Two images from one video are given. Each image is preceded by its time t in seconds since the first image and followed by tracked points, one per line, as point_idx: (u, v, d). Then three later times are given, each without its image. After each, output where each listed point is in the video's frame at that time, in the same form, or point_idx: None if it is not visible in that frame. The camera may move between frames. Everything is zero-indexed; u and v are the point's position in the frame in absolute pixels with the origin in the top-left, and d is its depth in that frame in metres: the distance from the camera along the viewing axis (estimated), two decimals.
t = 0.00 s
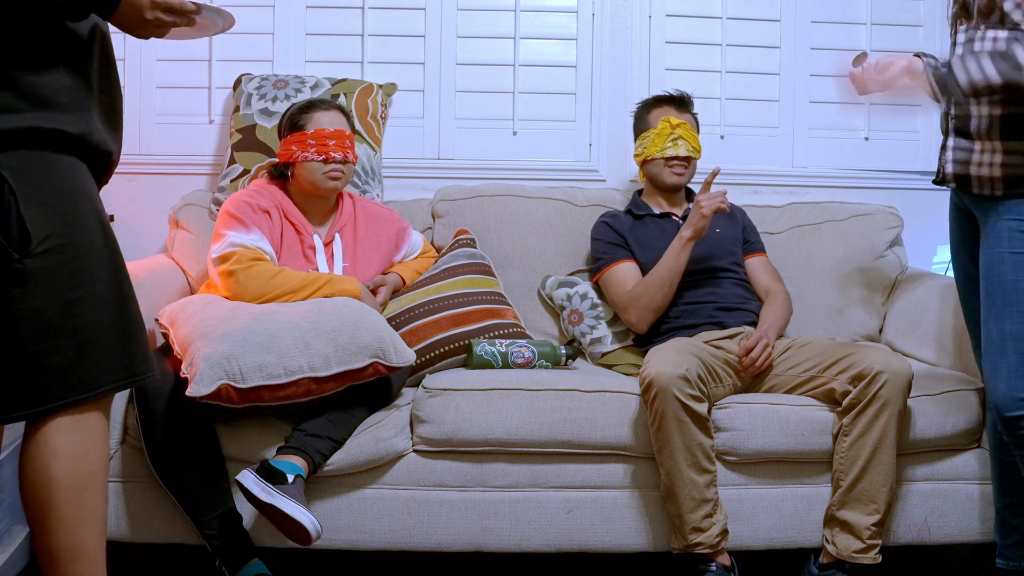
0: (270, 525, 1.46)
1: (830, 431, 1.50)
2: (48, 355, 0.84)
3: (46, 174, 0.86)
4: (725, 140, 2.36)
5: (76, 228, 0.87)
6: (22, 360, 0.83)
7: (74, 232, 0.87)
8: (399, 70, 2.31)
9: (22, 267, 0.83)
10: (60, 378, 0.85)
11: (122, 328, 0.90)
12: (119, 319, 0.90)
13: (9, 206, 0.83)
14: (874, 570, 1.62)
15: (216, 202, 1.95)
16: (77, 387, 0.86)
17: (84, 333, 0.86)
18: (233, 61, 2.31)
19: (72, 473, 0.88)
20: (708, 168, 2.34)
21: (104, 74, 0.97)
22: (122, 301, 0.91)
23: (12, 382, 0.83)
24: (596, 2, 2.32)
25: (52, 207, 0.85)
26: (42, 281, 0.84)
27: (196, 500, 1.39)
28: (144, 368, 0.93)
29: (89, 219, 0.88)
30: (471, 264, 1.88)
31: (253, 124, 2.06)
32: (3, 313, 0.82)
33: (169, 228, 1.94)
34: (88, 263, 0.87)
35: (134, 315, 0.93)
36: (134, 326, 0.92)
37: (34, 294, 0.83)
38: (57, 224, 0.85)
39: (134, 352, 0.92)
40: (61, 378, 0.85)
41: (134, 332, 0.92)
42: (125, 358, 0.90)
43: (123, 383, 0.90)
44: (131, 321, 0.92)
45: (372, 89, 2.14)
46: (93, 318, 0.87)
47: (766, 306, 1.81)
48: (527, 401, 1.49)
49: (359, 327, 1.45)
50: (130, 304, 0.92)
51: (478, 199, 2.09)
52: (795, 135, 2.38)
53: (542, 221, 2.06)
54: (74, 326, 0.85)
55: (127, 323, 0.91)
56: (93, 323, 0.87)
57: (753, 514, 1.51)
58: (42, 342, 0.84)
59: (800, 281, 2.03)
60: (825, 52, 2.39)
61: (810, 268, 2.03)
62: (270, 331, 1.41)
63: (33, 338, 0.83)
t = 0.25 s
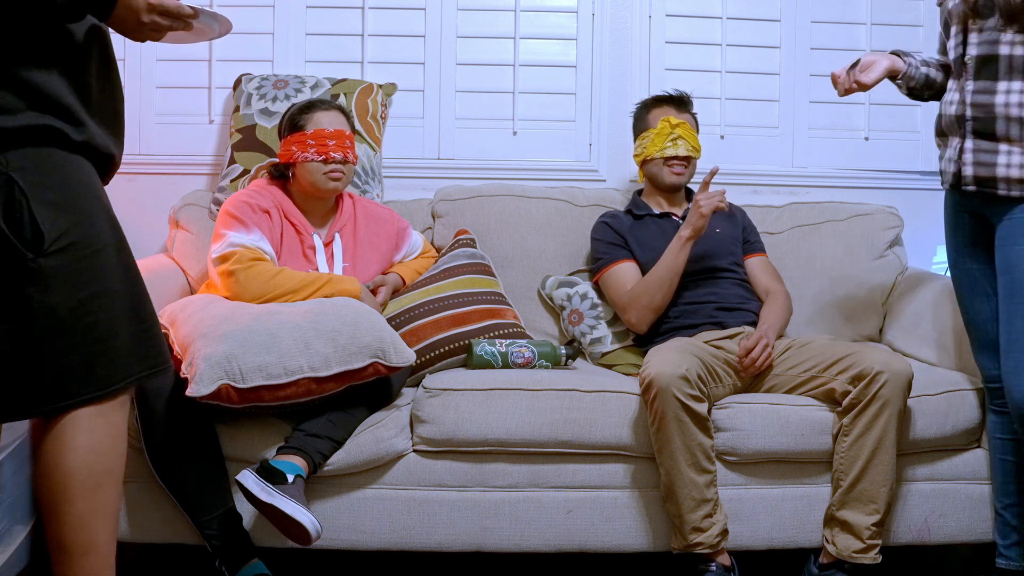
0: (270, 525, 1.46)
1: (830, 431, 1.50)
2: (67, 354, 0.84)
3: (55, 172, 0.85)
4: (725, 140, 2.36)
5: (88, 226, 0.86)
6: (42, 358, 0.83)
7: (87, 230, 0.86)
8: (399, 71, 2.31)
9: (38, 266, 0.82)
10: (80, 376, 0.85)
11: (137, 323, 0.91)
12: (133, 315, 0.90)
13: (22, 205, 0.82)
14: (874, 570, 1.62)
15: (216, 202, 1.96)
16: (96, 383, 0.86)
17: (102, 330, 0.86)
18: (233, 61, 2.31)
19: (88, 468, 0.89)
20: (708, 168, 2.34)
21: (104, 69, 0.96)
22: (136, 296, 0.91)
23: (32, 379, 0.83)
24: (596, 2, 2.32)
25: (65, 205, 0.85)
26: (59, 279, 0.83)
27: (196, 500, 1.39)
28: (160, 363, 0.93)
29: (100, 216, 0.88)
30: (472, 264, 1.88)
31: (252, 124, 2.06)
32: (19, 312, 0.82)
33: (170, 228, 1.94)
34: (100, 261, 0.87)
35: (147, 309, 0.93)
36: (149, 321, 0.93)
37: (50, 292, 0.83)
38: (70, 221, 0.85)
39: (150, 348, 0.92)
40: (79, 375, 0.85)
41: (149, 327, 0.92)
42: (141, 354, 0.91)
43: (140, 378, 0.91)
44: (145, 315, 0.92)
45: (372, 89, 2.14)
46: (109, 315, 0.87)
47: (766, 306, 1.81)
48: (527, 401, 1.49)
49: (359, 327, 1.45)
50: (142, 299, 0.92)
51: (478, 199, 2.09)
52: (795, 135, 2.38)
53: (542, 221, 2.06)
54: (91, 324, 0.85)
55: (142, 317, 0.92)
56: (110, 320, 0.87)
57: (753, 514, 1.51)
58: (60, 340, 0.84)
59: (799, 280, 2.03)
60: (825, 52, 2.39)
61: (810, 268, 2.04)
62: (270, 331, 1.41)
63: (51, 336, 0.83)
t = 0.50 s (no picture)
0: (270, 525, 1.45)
1: (830, 431, 1.50)
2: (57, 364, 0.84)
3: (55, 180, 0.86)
4: (725, 140, 2.36)
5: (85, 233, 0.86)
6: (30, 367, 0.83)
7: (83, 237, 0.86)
8: (399, 70, 2.31)
9: (32, 274, 0.82)
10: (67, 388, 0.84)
11: (132, 336, 0.89)
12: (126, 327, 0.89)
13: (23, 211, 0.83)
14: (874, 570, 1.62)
15: (216, 202, 1.96)
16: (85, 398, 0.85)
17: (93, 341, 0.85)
18: (233, 61, 2.31)
19: (63, 485, 0.86)
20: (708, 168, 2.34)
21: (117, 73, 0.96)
22: (131, 308, 0.90)
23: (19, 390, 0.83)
24: (596, 2, 2.32)
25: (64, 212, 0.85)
26: (53, 288, 0.83)
27: (197, 500, 1.39)
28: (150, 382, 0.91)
29: (99, 224, 0.88)
30: (472, 264, 1.88)
31: (252, 124, 2.05)
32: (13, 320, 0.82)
33: (169, 228, 1.94)
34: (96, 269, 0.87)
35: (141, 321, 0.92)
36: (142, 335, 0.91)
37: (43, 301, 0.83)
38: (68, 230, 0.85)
39: (140, 364, 0.90)
40: (68, 388, 0.84)
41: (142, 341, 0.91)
42: (133, 369, 0.89)
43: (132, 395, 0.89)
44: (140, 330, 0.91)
45: (372, 89, 2.14)
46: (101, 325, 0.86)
47: (765, 306, 1.82)
48: (527, 401, 1.49)
49: (359, 327, 1.45)
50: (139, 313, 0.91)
51: (478, 199, 2.09)
52: (794, 135, 2.38)
53: (542, 221, 2.06)
54: (83, 333, 0.85)
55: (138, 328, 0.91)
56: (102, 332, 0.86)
57: (753, 514, 1.51)
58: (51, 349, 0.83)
59: (799, 280, 2.03)
60: (824, 52, 2.39)
61: (810, 268, 2.04)
62: (270, 331, 1.41)
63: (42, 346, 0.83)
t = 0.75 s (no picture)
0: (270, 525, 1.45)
1: (830, 431, 1.50)
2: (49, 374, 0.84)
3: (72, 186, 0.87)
4: (725, 140, 2.36)
5: (93, 243, 0.87)
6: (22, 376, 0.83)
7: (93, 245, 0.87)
8: (399, 70, 2.31)
9: (38, 283, 0.84)
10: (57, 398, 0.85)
11: (127, 353, 0.90)
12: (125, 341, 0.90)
13: (37, 216, 0.85)
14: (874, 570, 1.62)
15: (216, 202, 1.96)
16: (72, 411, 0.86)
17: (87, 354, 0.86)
18: (233, 61, 2.31)
19: (51, 503, 0.87)
20: (708, 168, 2.34)
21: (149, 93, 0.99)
22: (132, 321, 0.91)
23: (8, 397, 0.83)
24: (596, 3, 2.32)
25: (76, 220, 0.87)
26: (59, 295, 0.85)
27: (196, 500, 1.39)
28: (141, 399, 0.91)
29: (111, 235, 0.90)
30: (472, 264, 1.88)
31: (252, 124, 2.06)
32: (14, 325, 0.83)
33: (170, 228, 1.94)
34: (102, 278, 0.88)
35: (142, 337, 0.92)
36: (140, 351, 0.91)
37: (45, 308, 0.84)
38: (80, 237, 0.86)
39: (134, 377, 0.91)
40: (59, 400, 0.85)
41: (139, 358, 0.91)
42: (123, 386, 0.90)
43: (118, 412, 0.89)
44: (137, 347, 0.91)
45: (372, 89, 2.14)
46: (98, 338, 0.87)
47: (766, 306, 1.82)
48: (527, 401, 1.49)
49: (359, 327, 1.45)
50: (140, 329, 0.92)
51: (478, 199, 2.09)
52: (794, 135, 2.38)
53: (542, 221, 2.06)
54: (78, 343, 0.86)
55: (135, 341, 0.91)
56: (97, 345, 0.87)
57: (753, 514, 1.51)
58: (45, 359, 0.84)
59: (799, 280, 2.03)
60: (824, 52, 2.39)
61: (810, 268, 2.03)
62: (270, 331, 1.41)
63: (38, 354, 0.84)
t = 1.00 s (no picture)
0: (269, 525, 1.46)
1: (830, 431, 1.50)
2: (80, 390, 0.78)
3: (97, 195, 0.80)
4: (725, 140, 2.36)
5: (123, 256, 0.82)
6: (51, 393, 0.76)
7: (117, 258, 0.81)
8: (399, 70, 2.31)
9: (76, 291, 0.78)
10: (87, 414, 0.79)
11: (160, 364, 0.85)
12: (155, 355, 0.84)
13: (64, 227, 0.78)
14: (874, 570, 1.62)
15: (216, 202, 1.96)
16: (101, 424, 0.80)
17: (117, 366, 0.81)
18: (233, 61, 2.31)
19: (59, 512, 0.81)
20: (708, 169, 2.34)
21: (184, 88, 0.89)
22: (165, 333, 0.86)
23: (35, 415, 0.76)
24: (596, 2, 2.32)
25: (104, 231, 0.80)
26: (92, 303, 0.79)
27: (194, 501, 1.39)
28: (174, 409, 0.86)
29: (141, 242, 0.84)
30: (471, 264, 1.88)
31: (252, 124, 2.06)
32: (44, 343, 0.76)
33: (169, 227, 1.94)
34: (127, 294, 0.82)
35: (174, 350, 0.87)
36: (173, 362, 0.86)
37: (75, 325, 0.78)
38: (105, 251, 0.80)
39: (166, 387, 0.85)
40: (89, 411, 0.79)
41: (171, 369, 0.86)
42: (154, 399, 0.84)
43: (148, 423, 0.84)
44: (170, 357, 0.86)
45: (372, 89, 2.13)
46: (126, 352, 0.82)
47: (766, 306, 1.81)
48: (527, 401, 1.49)
49: (359, 327, 1.45)
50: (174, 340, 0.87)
51: (478, 199, 2.09)
52: (795, 135, 2.38)
53: (542, 221, 2.06)
54: (107, 354, 0.81)
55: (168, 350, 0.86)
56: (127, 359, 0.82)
57: (753, 514, 1.51)
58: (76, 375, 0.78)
59: (800, 280, 2.02)
60: (825, 52, 2.39)
61: (810, 268, 2.03)
62: (270, 331, 1.41)
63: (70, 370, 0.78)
